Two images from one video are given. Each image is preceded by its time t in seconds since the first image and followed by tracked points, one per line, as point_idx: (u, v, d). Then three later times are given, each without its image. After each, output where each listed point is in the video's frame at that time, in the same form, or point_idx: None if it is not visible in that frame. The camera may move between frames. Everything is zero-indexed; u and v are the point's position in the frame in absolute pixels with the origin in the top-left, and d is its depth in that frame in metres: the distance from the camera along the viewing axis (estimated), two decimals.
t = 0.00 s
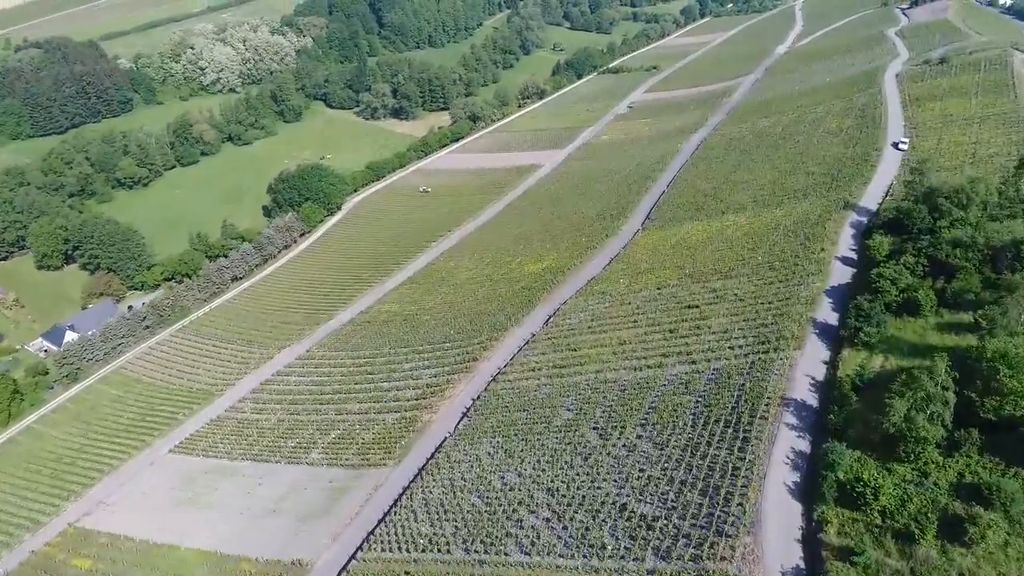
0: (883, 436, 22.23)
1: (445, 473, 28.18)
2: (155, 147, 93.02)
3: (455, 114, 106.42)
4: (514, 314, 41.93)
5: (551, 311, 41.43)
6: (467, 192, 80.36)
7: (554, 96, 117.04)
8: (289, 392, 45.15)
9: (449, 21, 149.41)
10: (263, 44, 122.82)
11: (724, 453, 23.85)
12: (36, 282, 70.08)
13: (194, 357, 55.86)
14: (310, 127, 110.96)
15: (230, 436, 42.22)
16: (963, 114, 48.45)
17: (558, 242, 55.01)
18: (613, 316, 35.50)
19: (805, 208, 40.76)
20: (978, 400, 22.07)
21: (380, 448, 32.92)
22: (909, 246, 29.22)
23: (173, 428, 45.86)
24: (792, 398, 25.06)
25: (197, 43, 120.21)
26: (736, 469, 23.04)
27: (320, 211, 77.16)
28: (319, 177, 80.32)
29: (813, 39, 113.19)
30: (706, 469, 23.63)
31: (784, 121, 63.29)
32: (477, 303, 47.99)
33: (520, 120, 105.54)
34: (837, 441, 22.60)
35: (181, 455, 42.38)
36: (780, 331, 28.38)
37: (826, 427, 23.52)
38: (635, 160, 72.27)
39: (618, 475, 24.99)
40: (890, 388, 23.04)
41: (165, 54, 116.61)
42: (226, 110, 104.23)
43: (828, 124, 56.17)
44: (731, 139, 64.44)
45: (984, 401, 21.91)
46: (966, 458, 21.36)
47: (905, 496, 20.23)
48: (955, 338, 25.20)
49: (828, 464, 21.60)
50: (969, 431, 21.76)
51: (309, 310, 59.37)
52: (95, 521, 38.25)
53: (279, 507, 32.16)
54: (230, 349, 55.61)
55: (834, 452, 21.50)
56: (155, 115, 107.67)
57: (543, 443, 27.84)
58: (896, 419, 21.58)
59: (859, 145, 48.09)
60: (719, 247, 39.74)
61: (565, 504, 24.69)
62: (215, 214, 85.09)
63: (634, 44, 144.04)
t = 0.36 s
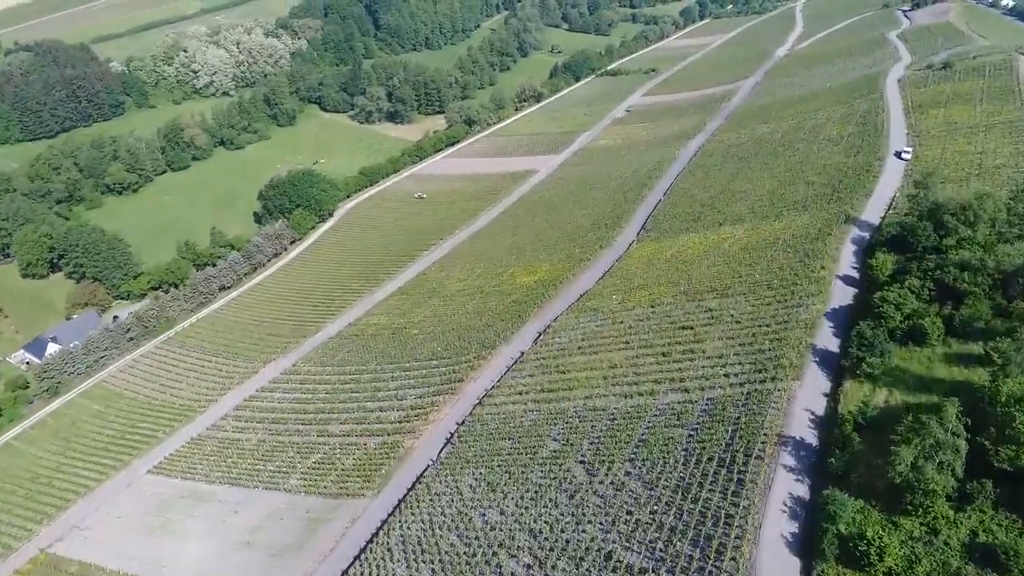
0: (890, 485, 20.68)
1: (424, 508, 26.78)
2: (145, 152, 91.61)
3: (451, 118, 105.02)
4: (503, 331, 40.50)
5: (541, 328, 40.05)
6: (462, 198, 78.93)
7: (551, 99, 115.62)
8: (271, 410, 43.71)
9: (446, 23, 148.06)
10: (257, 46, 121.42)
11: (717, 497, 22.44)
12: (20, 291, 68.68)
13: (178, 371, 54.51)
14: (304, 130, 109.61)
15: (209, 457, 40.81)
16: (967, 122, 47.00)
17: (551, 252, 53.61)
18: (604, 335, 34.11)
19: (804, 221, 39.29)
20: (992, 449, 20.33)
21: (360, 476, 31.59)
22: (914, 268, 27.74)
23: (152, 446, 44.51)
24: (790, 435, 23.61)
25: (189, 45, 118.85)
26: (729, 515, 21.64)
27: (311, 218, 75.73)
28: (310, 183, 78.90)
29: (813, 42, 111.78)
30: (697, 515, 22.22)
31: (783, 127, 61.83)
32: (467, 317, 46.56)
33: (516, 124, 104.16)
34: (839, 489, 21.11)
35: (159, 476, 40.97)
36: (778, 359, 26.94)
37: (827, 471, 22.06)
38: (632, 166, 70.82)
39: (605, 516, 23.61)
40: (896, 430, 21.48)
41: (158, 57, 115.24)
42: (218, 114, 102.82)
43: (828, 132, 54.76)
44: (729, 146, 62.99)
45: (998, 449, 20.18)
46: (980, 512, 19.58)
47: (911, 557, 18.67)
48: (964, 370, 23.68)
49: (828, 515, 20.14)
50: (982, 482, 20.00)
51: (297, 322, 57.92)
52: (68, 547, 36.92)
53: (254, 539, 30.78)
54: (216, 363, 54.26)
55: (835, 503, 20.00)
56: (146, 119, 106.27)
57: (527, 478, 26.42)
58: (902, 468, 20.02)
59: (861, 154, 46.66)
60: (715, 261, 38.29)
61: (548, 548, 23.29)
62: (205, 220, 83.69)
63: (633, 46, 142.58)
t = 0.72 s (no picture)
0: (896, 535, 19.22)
1: (402, 543, 25.47)
2: (136, 156, 90.35)
3: (447, 121, 103.77)
4: (493, 347, 39.17)
5: (532, 345, 38.77)
6: (456, 204, 77.59)
7: (549, 101, 114.30)
8: (255, 428, 42.46)
9: (444, 25, 146.82)
10: (252, 48, 120.11)
11: (710, 541, 21.12)
12: (5, 299, 67.44)
13: (163, 383, 53.26)
14: (298, 134, 108.37)
15: (190, 477, 39.61)
16: (973, 130, 45.62)
17: (545, 263, 52.33)
18: (596, 355, 32.80)
19: (805, 233, 37.91)
20: (1008, 500, 18.60)
21: (340, 505, 30.39)
22: (920, 289, 26.31)
23: (133, 464, 43.29)
24: (789, 473, 22.21)
25: (184, 47, 117.65)
26: (722, 563, 20.33)
27: (303, 225, 74.40)
28: (302, 189, 77.61)
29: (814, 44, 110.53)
30: (688, 560, 20.91)
31: (784, 133, 60.45)
32: (457, 331, 45.23)
33: (513, 127, 102.88)
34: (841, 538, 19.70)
35: (139, 496, 39.75)
36: (775, 387, 25.62)
37: (828, 515, 20.61)
38: (629, 172, 69.52)
39: (591, 559, 22.30)
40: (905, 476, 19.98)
41: (152, 59, 114.04)
42: (211, 118, 101.56)
43: (829, 139, 53.42)
44: (728, 152, 61.63)
45: (1014, 502, 18.44)
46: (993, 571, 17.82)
47: None
48: (974, 404, 22.28)
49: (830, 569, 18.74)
50: (995, 536, 18.25)
51: (285, 333, 56.58)
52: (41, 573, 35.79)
53: (229, 571, 29.59)
54: (201, 376, 53.01)
55: (837, 556, 18.58)
56: (139, 122, 105.07)
57: (511, 513, 25.10)
58: (909, 520, 18.45)
59: (863, 162, 45.32)
60: (711, 275, 36.97)
61: None
62: (196, 226, 82.45)
63: (632, 47, 141.24)
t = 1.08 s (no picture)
0: None
1: None
2: (126, 161, 88.97)
3: (442, 125, 102.41)
4: (481, 366, 37.76)
5: (522, 364, 37.37)
6: (450, 211, 76.20)
7: (546, 105, 112.93)
8: (236, 448, 41.05)
9: (440, 27, 145.47)
10: (246, 51, 118.75)
11: None
12: None
13: (146, 398, 51.86)
14: (292, 138, 107.03)
15: (167, 500, 38.24)
16: (978, 139, 44.25)
17: (538, 274, 50.95)
18: (587, 379, 31.38)
19: (805, 249, 36.49)
20: None
21: (317, 538, 29.00)
22: (927, 316, 24.76)
23: (109, 485, 41.85)
24: (787, 521, 20.50)
25: (176, 50, 116.30)
26: None
27: (294, 232, 72.99)
28: (293, 195, 76.22)
29: (814, 47, 109.17)
30: None
31: (783, 140, 59.05)
32: (446, 347, 43.82)
33: (509, 131, 101.49)
34: None
35: (114, 521, 38.32)
36: (773, 421, 24.16)
37: (829, 571, 18.88)
38: (626, 178, 68.10)
39: None
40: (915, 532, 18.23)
41: (144, 63, 112.68)
42: (202, 122, 100.13)
43: (829, 147, 52.06)
44: (726, 159, 60.23)
45: None
46: None
47: None
48: (988, 448, 20.81)
49: None
50: None
51: (272, 346, 55.18)
52: None
53: None
54: (184, 391, 51.60)
55: None
56: (130, 126, 103.70)
57: (492, 556, 23.58)
58: None
59: (865, 173, 43.92)
60: (708, 292, 35.53)
61: None
62: (185, 233, 81.02)
63: (630, 50, 139.82)
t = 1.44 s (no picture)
0: None
1: None
2: (114, 167, 87.59)
3: (437, 130, 101.05)
4: (468, 387, 36.34)
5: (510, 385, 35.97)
6: (443, 218, 74.74)
7: (542, 108, 111.47)
8: (215, 470, 39.63)
9: (436, 29, 144.09)
10: (238, 54, 117.33)
11: None
12: None
13: (126, 414, 50.39)
14: (284, 142, 105.65)
15: (142, 526, 36.80)
16: (983, 148, 42.83)
17: (529, 287, 49.54)
18: (575, 405, 29.96)
19: (803, 265, 35.06)
20: None
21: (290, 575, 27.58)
22: (934, 347, 23.31)
23: (83, 508, 40.41)
24: None
25: (167, 53, 114.87)
26: None
27: (283, 240, 71.60)
28: (283, 202, 74.76)
29: (814, 50, 107.82)
30: None
31: (782, 147, 57.61)
32: (433, 364, 42.35)
33: (504, 136, 100.11)
34: None
35: (86, 548, 36.83)
36: (769, 459, 22.75)
37: None
38: (621, 186, 66.75)
39: None
40: None
41: (135, 66, 111.23)
42: (193, 126, 98.66)
43: (829, 155, 50.65)
44: (723, 167, 58.75)
45: None
46: None
47: None
48: (1002, 499, 19.61)
49: None
50: None
51: (257, 360, 53.67)
52: None
53: None
54: (166, 407, 50.14)
55: None
56: (120, 131, 102.22)
57: None
58: None
59: (865, 184, 42.56)
60: (702, 311, 34.13)
61: None
62: (174, 240, 79.58)
63: (627, 52, 138.43)
